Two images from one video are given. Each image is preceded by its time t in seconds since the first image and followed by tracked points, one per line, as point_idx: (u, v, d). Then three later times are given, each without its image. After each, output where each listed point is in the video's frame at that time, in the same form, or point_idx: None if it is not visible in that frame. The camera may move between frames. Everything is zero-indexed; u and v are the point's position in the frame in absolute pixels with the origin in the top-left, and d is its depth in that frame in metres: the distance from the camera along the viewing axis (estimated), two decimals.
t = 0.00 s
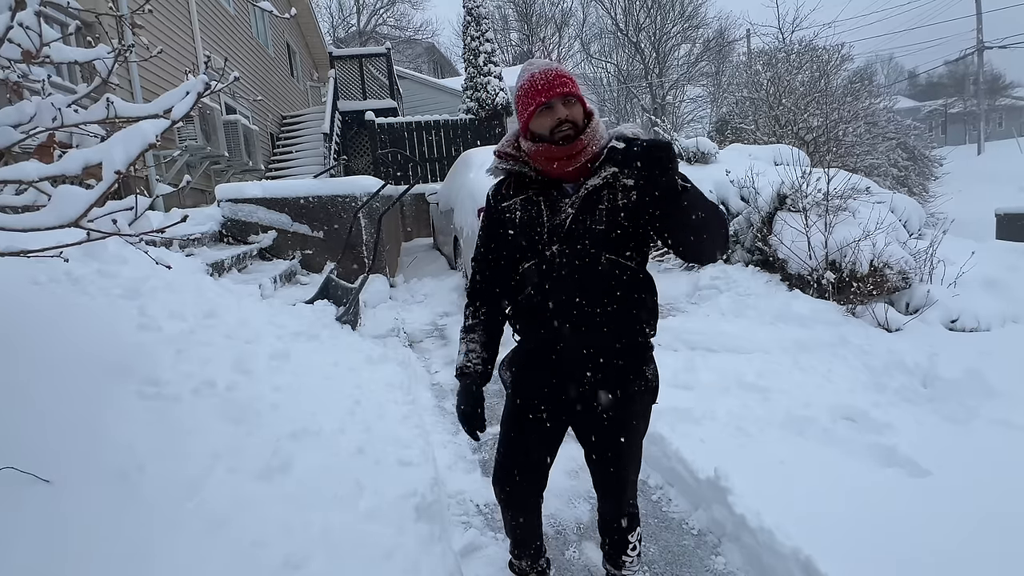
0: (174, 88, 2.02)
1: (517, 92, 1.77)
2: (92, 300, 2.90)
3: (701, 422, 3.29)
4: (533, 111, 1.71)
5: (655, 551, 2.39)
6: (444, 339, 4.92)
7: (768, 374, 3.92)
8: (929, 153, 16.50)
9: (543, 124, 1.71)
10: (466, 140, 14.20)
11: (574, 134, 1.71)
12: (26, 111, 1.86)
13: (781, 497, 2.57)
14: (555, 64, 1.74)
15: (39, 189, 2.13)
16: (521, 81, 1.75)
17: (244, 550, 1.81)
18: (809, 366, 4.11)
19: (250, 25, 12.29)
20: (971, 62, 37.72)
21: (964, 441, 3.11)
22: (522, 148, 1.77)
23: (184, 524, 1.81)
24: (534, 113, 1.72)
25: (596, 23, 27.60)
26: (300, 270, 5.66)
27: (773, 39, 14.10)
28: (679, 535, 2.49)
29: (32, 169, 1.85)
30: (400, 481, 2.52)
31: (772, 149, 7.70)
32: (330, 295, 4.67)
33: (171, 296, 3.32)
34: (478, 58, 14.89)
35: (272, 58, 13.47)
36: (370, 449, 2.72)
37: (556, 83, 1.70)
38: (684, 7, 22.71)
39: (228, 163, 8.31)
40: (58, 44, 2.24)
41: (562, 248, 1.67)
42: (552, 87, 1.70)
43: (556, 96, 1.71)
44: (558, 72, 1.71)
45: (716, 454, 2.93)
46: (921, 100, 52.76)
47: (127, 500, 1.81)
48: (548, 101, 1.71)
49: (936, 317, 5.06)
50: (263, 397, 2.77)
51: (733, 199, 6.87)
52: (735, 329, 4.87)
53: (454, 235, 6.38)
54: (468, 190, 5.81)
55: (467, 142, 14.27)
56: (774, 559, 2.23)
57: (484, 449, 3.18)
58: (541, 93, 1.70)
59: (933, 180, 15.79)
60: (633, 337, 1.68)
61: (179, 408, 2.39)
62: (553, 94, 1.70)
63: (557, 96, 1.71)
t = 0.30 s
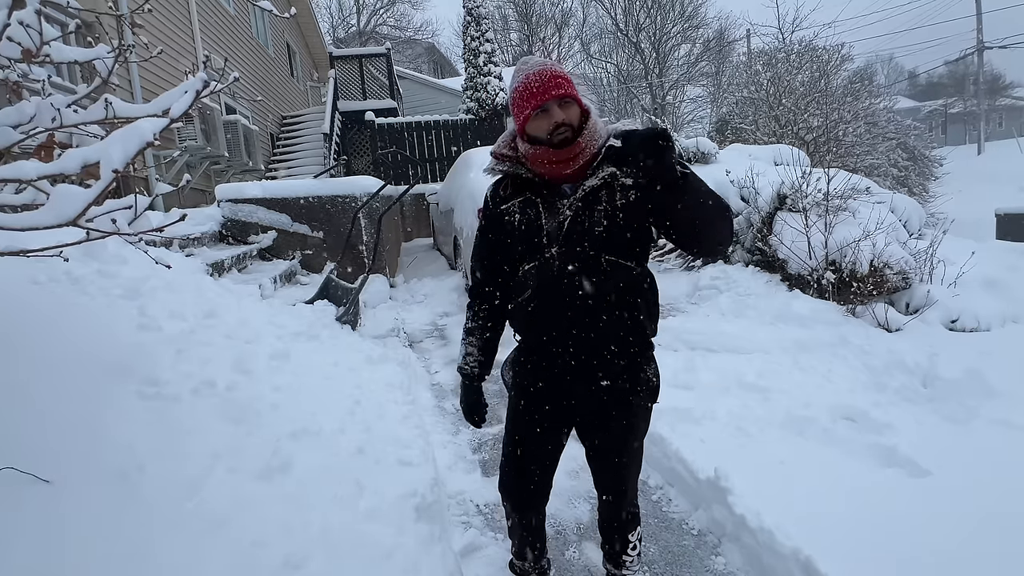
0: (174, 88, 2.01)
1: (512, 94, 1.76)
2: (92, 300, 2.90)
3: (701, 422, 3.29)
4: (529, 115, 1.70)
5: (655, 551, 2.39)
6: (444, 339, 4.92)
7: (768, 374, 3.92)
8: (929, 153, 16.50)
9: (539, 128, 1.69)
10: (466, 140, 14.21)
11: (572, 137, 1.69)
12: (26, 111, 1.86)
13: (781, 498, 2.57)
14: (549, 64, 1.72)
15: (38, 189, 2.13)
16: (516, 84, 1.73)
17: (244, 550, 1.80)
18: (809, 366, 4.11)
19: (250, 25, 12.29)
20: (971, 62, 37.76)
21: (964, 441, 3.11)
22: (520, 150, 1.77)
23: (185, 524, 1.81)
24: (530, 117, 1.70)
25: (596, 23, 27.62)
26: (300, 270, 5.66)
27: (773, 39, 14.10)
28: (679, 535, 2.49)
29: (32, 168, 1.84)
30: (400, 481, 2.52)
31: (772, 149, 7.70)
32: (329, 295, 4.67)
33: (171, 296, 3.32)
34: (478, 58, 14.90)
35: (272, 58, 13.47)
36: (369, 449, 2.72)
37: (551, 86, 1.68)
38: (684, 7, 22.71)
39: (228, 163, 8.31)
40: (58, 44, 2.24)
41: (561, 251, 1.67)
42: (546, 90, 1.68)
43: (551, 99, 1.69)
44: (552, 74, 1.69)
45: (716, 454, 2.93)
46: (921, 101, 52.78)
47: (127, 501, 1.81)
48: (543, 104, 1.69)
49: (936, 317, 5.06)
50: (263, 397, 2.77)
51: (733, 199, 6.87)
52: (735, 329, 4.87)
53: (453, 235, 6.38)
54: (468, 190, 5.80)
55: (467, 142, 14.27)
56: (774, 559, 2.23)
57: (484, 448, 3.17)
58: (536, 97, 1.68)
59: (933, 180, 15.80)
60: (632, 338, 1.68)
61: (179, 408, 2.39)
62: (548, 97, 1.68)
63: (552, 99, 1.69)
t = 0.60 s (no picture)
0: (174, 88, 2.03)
1: (509, 97, 1.76)
2: (91, 300, 2.90)
3: (701, 422, 3.29)
4: (524, 119, 1.71)
5: (654, 551, 2.39)
6: (444, 339, 4.92)
7: (768, 374, 3.92)
8: (929, 153, 16.50)
9: (535, 131, 1.71)
10: (466, 139, 14.21)
11: (568, 140, 1.70)
12: (26, 111, 1.86)
13: (781, 497, 2.57)
14: (543, 66, 1.72)
15: (38, 188, 2.14)
16: (512, 88, 1.74)
17: (243, 550, 1.80)
18: (809, 366, 4.11)
19: (250, 25, 12.29)
20: (972, 62, 37.77)
21: (964, 441, 3.10)
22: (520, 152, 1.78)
23: (185, 524, 1.81)
24: (526, 121, 1.71)
25: (596, 23, 27.62)
26: (300, 270, 5.65)
27: (773, 39, 14.11)
28: (679, 535, 2.49)
29: (31, 168, 1.84)
30: (400, 481, 2.52)
31: (773, 149, 7.70)
32: (330, 295, 4.67)
33: (171, 296, 3.31)
34: (478, 58, 14.91)
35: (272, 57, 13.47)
36: (369, 449, 2.72)
37: (545, 89, 1.68)
38: (684, 7, 22.70)
39: (228, 163, 8.32)
40: (59, 44, 2.25)
41: (559, 251, 1.67)
42: (540, 94, 1.68)
43: (545, 103, 1.69)
44: (547, 77, 1.69)
45: (716, 454, 2.93)
46: (921, 100, 52.78)
47: (127, 500, 1.81)
48: (538, 108, 1.70)
49: (936, 317, 5.06)
50: (263, 397, 2.77)
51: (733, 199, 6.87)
52: (735, 329, 4.87)
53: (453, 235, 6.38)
54: (468, 191, 5.80)
55: (467, 142, 14.27)
56: (774, 559, 2.23)
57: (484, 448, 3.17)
58: (531, 101, 1.69)
59: (933, 180, 15.79)
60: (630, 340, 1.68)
61: (179, 408, 2.39)
62: (542, 101, 1.68)
63: (547, 103, 1.69)
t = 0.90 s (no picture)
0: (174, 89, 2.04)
1: (511, 97, 1.78)
2: (92, 300, 2.90)
3: (701, 422, 3.29)
4: (526, 118, 1.72)
5: (654, 551, 2.39)
6: (444, 339, 4.92)
7: (768, 374, 3.92)
8: (929, 153, 16.49)
9: (536, 131, 1.72)
10: (466, 139, 14.20)
11: (568, 140, 1.71)
12: (26, 111, 1.87)
13: (781, 497, 2.57)
14: (545, 66, 1.72)
15: (39, 188, 2.15)
16: (515, 87, 1.75)
17: (243, 550, 1.80)
18: (809, 366, 4.10)
19: (250, 26, 12.31)
20: (972, 62, 37.77)
21: (964, 441, 3.10)
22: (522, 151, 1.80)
23: (185, 524, 1.81)
24: (528, 120, 1.72)
25: (596, 23, 27.61)
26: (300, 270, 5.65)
27: (773, 39, 14.11)
28: (679, 535, 2.49)
29: (32, 169, 1.84)
30: (400, 481, 2.52)
31: (773, 149, 7.70)
32: (329, 295, 4.66)
33: (171, 296, 3.32)
34: (478, 58, 14.92)
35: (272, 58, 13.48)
36: (369, 448, 2.73)
37: (546, 90, 1.69)
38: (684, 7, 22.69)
39: (228, 163, 8.32)
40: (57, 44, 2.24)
41: (558, 252, 1.67)
42: (540, 94, 1.69)
43: (546, 103, 1.70)
44: (549, 76, 1.69)
45: (716, 454, 2.93)
46: (921, 100, 52.78)
47: (127, 501, 1.81)
48: (538, 108, 1.70)
49: (936, 317, 5.06)
50: (263, 397, 2.77)
51: (733, 199, 6.90)
52: (735, 329, 4.87)
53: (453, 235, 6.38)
54: (468, 190, 5.79)
55: (467, 142, 14.27)
56: (774, 559, 2.23)
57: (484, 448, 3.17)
58: (532, 100, 1.70)
59: (933, 180, 15.78)
60: (628, 342, 1.68)
61: (179, 408, 2.39)
62: (543, 102, 1.69)
63: (548, 103, 1.70)
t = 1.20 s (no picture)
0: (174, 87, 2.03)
1: (523, 95, 1.78)
2: (91, 300, 2.90)
3: (701, 422, 3.29)
4: (536, 116, 1.71)
5: (655, 551, 2.39)
6: (444, 339, 4.91)
7: (768, 374, 3.92)
8: (929, 153, 16.49)
9: (546, 130, 1.72)
10: (466, 139, 14.20)
11: (577, 142, 1.70)
12: (25, 110, 1.86)
13: (781, 497, 2.57)
14: (558, 66, 1.72)
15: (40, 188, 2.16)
16: (526, 87, 1.76)
17: (243, 550, 1.80)
18: (809, 366, 4.10)
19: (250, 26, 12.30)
20: (972, 61, 37.78)
21: (964, 441, 3.10)
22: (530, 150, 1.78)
23: (185, 524, 1.81)
24: (538, 119, 1.72)
25: (596, 23, 27.59)
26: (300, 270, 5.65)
27: (773, 39, 14.10)
28: (679, 535, 2.49)
29: (33, 169, 1.84)
30: (400, 481, 2.52)
31: (773, 149, 7.71)
32: (329, 295, 4.66)
33: (171, 296, 3.31)
34: (478, 58, 14.92)
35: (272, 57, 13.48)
36: (368, 449, 2.72)
37: (558, 89, 1.68)
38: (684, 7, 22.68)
39: (228, 163, 8.32)
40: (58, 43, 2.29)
41: (561, 252, 1.66)
42: (553, 93, 1.69)
43: (557, 103, 1.69)
44: (561, 77, 1.69)
45: (716, 455, 2.92)
46: (922, 100, 52.76)
47: (127, 501, 1.81)
48: (549, 107, 1.70)
49: (936, 317, 5.06)
50: (263, 397, 2.77)
51: (734, 199, 6.93)
52: (736, 329, 4.87)
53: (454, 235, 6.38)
54: (468, 190, 5.79)
55: (467, 142, 14.27)
56: (774, 559, 2.23)
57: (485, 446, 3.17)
58: (543, 99, 1.70)
59: (933, 179, 15.78)
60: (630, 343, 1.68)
61: (179, 408, 2.39)
62: (554, 101, 1.69)
63: (559, 103, 1.69)
